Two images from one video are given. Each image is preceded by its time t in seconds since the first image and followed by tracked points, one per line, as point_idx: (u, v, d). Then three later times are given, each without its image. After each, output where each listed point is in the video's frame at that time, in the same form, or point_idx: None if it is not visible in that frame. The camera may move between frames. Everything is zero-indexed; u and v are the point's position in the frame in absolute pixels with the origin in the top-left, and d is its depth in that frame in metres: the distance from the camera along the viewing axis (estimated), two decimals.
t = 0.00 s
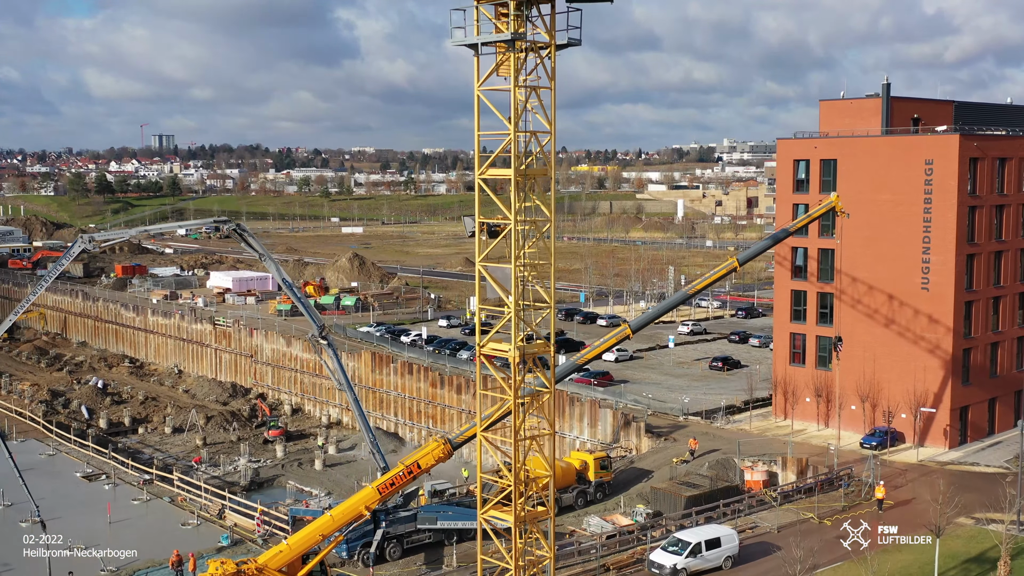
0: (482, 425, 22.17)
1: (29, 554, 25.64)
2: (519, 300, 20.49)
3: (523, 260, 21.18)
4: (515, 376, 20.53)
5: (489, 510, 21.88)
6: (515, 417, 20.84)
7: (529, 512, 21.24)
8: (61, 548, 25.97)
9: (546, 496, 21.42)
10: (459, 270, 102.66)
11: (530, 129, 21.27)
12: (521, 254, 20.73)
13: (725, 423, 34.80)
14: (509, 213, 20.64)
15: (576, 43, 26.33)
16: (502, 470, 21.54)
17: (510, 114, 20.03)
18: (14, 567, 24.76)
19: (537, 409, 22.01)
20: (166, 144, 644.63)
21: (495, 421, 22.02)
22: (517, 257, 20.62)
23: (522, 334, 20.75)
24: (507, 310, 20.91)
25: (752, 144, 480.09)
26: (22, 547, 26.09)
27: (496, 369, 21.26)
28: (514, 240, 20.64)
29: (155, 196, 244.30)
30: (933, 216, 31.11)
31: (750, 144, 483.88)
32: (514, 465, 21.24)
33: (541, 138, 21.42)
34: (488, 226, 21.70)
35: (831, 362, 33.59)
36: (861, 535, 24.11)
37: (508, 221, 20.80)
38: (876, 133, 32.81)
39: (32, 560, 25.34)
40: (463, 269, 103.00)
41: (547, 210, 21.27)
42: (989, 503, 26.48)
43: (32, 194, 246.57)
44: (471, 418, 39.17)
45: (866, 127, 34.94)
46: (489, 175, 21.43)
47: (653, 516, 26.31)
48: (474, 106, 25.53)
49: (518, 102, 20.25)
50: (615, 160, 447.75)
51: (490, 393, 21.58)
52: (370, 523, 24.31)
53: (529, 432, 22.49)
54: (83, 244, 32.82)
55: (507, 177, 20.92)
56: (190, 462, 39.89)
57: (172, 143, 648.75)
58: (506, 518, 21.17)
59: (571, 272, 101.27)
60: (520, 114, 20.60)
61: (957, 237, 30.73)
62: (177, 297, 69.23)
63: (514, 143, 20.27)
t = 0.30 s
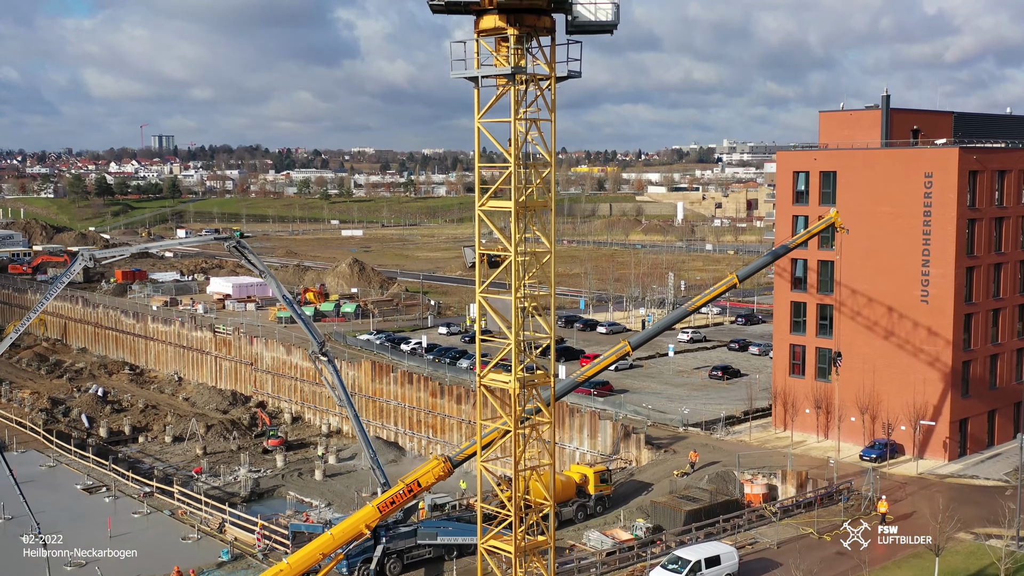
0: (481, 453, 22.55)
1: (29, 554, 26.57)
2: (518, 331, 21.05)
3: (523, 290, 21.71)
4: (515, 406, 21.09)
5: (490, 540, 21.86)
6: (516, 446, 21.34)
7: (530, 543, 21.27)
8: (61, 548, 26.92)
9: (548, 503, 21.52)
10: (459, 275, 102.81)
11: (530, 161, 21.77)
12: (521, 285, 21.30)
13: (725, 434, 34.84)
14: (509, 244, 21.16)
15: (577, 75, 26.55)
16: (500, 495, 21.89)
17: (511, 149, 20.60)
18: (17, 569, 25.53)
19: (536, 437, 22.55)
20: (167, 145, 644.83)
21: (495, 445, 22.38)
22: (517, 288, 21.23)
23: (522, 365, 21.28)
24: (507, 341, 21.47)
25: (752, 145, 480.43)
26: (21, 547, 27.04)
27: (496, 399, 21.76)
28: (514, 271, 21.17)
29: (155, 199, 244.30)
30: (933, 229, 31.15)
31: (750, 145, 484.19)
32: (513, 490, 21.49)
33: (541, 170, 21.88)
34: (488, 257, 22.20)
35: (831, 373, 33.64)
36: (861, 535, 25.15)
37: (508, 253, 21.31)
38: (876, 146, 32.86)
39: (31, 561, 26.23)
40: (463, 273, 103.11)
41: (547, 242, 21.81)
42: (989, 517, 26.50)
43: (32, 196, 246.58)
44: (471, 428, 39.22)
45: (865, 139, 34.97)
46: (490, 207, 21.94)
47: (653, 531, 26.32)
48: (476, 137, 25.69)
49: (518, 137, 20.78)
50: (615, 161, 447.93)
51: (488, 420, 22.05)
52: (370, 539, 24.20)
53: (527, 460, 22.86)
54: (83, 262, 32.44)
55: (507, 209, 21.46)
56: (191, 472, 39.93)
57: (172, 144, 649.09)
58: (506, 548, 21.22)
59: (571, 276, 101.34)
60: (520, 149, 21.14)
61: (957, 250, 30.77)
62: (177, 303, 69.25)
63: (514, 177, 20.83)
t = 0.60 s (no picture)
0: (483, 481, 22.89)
1: (28, 554, 27.42)
2: (518, 364, 21.39)
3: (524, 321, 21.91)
4: (515, 436, 21.47)
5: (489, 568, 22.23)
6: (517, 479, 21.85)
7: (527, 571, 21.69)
8: (61, 548, 27.88)
9: (545, 519, 21.91)
10: (459, 279, 102.83)
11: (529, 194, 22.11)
12: (521, 316, 21.51)
13: (724, 446, 34.87)
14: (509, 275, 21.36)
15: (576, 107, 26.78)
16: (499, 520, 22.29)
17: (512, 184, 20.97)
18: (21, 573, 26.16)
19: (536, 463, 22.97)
20: (167, 146, 645.35)
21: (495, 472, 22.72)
22: (517, 319, 21.40)
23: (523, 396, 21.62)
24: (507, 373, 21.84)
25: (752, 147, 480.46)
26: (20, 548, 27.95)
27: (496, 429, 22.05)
28: (514, 303, 21.39)
29: (155, 201, 244.20)
30: (932, 242, 31.19)
31: (750, 146, 484.14)
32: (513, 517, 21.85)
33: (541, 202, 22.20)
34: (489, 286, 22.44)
35: (831, 385, 33.67)
36: (862, 535, 26.17)
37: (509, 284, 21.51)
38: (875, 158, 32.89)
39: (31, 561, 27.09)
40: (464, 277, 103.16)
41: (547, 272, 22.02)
42: (988, 532, 26.53)
43: (31, 198, 246.44)
44: (472, 438, 39.26)
45: (865, 151, 34.98)
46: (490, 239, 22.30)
47: (653, 545, 26.31)
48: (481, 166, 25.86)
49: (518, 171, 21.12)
50: (615, 162, 447.81)
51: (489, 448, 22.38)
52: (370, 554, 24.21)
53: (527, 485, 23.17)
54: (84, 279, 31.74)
55: (507, 241, 21.80)
56: (190, 482, 40.01)
57: (172, 144, 649.40)
58: None
59: (571, 280, 101.37)
60: (519, 183, 21.47)
61: (956, 263, 30.80)
62: (177, 309, 69.30)
63: (514, 211, 21.16)
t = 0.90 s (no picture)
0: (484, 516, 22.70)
1: (29, 554, 28.14)
2: (518, 395, 21.45)
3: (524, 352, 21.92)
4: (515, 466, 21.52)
5: None
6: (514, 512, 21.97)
7: None
8: (60, 548, 28.72)
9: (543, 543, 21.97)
10: (458, 283, 102.92)
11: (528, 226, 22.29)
12: (521, 347, 21.50)
13: (724, 457, 34.88)
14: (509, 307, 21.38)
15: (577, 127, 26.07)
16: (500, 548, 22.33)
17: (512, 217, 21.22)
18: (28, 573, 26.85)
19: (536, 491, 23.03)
20: (167, 146, 646.38)
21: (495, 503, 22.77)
22: (517, 350, 21.35)
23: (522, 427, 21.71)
24: (506, 404, 21.92)
25: (752, 147, 481.03)
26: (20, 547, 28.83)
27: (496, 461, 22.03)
28: (515, 334, 21.37)
29: (155, 203, 244.53)
30: (931, 255, 31.22)
31: (750, 147, 484.63)
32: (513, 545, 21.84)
33: (539, 234, 22.36)
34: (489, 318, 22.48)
35: (830, 397, 33.73)
36: (862, 535, 27.11)
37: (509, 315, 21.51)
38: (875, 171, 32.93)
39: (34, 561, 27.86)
40: (463, 282, 103.25)
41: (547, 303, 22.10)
42: (988, 546, 26.58)
43: (31, 200, 246.75)
44: (472, 448, 39.27)
45: (865, 163, 35.03)
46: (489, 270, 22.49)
47: (653, 560, 26.33)
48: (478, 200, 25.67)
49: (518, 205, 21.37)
50: (615, 164, 448.05)
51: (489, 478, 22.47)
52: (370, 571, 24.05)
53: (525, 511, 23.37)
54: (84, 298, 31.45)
55: (506, 273, 22.01)
56: (191, 492, 40.10)
57: (172, 145, 650.50)
58: None
59: (571, 285, 101.47)
60: (519, 214, 21.70)
61: (955, 276, 30.83)
62: (177, 315, 69.39)
63: (514, 242, 21.38)
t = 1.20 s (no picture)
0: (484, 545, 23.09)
1: (30, 553, 29.29)
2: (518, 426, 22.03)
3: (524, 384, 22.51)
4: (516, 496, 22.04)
5: None
6: (512, 545, 22.43)
7: None
8: (61, 548, 29.83)
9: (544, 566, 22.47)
10: (458, 288, 103.03)
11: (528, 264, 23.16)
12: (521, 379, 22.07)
13: (723, 469, 34.89)
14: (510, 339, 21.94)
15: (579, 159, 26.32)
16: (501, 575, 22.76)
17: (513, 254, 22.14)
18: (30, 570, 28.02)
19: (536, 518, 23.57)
20: (167, 147, 646.97)
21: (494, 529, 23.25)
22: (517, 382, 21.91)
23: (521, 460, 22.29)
24: (507, 437, 22.51)
25: (751, 148, 481.62)
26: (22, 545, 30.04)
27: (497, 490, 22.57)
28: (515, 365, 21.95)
29: (155, 205, 244.61)
30: (931, 269, 31.24)
31: (750, 149, 485.22)
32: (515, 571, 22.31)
33: (539, 272, 23.20)
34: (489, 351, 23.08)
35: (830, 410, 33.79)
36: (862, 535, 27.95)
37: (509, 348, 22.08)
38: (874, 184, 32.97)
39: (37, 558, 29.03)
40: (463, 286, 103.29)
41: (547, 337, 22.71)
42: (989, 562, 26.57)
43: (32, 202, 246.91)
44: (472, 459, 39.29)
45: (864, 176, 35.07)
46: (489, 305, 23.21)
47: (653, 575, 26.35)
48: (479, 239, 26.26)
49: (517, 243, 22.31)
50: (615, 165, 448.28)
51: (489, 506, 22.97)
52: None
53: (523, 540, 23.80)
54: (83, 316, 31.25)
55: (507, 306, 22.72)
56: (191, 502, 40.14)
57: (173, 146, 651.36)
58: None
59: (571, 290, 101.53)
60: (520, 249, 22.61)
61: (955, 290, 30.85)
62: (177, 322, 69.50)
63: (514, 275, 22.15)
